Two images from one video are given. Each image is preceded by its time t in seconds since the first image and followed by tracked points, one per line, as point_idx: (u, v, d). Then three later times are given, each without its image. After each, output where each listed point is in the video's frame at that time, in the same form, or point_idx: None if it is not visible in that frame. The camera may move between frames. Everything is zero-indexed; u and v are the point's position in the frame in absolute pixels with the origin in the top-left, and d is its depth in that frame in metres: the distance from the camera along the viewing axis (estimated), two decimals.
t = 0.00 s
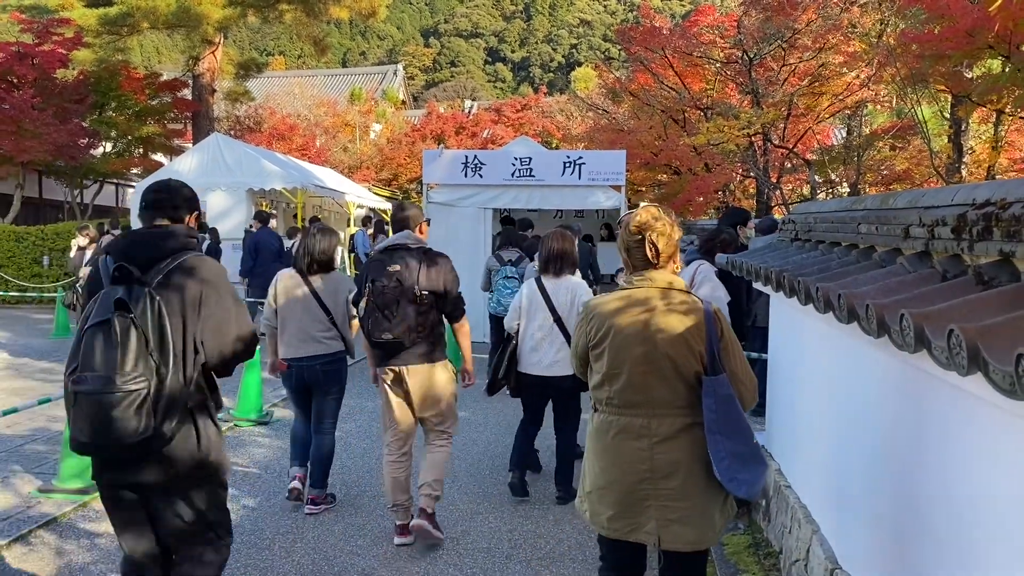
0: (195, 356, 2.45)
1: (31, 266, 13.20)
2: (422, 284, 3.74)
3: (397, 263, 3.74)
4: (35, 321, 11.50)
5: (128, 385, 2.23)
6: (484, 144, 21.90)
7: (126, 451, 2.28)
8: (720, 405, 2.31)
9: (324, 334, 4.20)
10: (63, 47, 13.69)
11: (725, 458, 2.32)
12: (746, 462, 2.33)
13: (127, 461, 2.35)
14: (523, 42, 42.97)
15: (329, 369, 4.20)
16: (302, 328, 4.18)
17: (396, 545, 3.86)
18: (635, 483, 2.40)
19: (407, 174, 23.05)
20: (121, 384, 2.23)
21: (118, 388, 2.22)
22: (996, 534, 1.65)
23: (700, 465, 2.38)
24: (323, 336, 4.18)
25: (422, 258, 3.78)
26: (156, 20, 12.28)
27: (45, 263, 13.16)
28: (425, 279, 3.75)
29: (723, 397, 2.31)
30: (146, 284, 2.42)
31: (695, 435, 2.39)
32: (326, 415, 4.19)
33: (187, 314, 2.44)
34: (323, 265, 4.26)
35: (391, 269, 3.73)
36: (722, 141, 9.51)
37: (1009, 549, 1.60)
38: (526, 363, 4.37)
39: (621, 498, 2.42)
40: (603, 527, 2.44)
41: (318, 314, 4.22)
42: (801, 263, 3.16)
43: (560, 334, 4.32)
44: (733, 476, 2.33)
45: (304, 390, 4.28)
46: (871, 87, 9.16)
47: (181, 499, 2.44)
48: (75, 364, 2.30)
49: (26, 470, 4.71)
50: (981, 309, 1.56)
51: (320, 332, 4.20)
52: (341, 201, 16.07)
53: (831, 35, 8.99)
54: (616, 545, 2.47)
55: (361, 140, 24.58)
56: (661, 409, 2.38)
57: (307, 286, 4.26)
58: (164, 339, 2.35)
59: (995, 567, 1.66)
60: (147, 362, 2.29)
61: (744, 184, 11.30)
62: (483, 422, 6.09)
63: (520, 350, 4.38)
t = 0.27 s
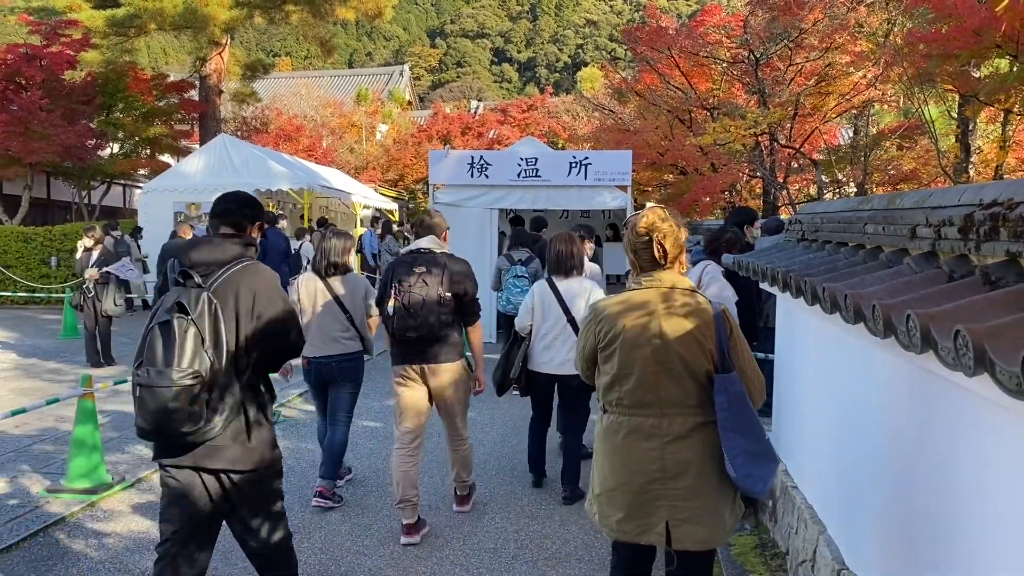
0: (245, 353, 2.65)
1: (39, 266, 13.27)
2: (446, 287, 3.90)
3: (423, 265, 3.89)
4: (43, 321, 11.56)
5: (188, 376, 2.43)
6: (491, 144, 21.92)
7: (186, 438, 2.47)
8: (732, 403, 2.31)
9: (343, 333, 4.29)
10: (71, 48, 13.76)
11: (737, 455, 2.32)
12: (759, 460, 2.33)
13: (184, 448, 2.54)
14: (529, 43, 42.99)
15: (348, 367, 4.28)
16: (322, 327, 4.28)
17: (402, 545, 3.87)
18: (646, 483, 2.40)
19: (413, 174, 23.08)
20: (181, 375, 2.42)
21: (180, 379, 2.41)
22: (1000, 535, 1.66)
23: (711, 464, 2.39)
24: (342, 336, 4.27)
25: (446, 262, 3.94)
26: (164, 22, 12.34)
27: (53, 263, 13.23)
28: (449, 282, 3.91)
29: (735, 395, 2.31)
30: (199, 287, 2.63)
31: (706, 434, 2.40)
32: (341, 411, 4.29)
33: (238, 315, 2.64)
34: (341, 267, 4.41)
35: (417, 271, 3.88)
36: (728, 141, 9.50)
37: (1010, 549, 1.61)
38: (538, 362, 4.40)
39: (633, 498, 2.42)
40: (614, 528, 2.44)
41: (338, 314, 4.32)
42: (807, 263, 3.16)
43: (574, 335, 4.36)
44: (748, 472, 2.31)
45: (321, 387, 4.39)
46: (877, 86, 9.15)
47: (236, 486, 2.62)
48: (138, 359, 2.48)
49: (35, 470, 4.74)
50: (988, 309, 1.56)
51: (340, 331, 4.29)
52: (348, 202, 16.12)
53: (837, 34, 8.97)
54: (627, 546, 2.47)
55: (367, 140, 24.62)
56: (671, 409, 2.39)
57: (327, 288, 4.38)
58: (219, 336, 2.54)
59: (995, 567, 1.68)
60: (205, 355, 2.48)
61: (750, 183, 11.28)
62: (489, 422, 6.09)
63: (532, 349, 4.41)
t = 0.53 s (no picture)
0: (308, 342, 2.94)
1: (50, 267, 13.37)
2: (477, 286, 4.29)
3: (459, 265, 4.26)
4: (54, 322, 11.64)
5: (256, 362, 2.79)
6: (499, 145, 21.95)
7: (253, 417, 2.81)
8: (731, 402, 2.32)
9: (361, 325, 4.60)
10: (82, 50, 13.86)
11: (737, 454, 2.33)
12: (758, 458, 2.35)
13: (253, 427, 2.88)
14: (538, 42, 42.97)
15: (364, 359, 4.63)
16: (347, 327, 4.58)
17: (411, 546, 3.88)
18: (650, 483, 2.40)
19: (422, 174, 23.12)
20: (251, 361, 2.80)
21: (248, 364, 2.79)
22: (1008, 536, 1.65)
23: (712, 463, 2.39)
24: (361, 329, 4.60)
25: (479, 262, 4.33)
26: (173, 23, 12.40)
27: (64, 264, 13.32)
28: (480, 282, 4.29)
29: (734, 394, 2.32)
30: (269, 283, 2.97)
31: (708, 433, 2.40)
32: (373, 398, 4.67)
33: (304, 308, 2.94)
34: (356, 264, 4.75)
35: (452, 269, 4.25)
36: (737, 140, 9.47)
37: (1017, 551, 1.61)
38: (541, 362, 4.42)
39: (637, 499, 2.41)
40: (620, 529, 2.43)
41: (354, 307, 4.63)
42: (816, 263, 3.16)
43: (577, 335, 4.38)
44: (746, 471, 2.33)
45: (346, 376, 4.72)
46: (887, 85, 9.11)
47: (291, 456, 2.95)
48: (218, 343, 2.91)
49: (46, 469, 4.78)
50: (996, 310, 1.55)
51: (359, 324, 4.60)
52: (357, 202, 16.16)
53: (847, 33, 8.94)
54: (633, 547, 2.47)
55: (376, 141, 24.68)
56: (672, 409, 2.39)
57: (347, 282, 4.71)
58: (285, 327, 2.87)
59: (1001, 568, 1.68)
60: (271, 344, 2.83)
61: (760, 183, 11.24)
62: (497, 423, 6.09)
63: (535, 349, 4.42)
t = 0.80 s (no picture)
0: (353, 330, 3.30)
1: (64, 267, 13.47)
2: (497, 280, 4.41)
3: (480, 260, 4.37)
4: (67, 321, 11.73)
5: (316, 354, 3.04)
6: (509, 144, 21.95)
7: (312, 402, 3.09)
8: (726, 394, 2.34)
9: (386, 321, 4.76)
10: (95, 51, 13.96)
11: (734, 445, 2.34)
12: (755, 447, 2.37)
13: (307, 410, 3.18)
14: (548, 42, 42.92)
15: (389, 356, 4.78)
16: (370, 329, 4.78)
17: (421, 545, 3.89)
18: (650, 477, 2.41)
19: (432, 174, 23.15)
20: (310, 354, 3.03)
21: (309, 356, 3.02)
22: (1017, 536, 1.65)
23: (712, 455, 2.41)
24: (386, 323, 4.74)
25: (498, 257, 4.44)
26: (185, 23, 12.48)
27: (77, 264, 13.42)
28: (500, 276, 4.42)
29: (730, 385, 2.34)
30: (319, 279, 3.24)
31: (708, 427, 2.42)
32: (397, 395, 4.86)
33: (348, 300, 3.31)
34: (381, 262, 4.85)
35: (473, 264, 4.37)
36: (748, 139, 9.44)
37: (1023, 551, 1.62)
38: (547, 357, 4.46)
39: (639, 493, 2.43)
40: (623, 523, 2.45)
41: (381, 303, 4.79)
42: (827, 262, 3.15)
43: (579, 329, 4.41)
44: (743, 460, 2.35)
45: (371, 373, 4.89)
46: (900, 83, 9.06)
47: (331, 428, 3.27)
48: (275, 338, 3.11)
49: (59, 468, 4.81)
50: (1007, 309, 1.55)
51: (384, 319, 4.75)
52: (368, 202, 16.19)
53: (859, 31, 8.88)
54: (635, 541, 2.49)
55: (387, 141, 24.72)
56: (671, 403, 2.41)
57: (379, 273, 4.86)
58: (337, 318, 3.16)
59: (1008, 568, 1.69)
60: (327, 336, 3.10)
61: (771, 182, 11.19)
62: (507, 422, 6.09)
63: (541, 346, 4.46)
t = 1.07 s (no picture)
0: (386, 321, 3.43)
1: (78, 266, 13.58)
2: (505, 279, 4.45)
3: (486, 261, 4.41)
4: (82, 320, 11.83)
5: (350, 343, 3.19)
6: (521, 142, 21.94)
7: (352, 390, 3.20)
8: (720, 386, 2.39)
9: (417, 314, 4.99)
10: (109, 51, 14.06)
11: (727, 436, 2.39)
12: (750, 438, 2.39)
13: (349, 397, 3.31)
14: (560, 40, 42.84)
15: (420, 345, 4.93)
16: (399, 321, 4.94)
17: (432, 543, 3.90)
18: (643, 469, 2.47)
19: (444, 173, 23.18)
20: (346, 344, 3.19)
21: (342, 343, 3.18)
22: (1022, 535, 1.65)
23: (705, 447, 2.45)
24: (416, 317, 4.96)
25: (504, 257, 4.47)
26: (198, 23, 12.56)
27: (92, 263, 13.53)
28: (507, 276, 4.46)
29: (723, 377, 2.39)
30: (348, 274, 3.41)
31: (701, 420, 2.46)
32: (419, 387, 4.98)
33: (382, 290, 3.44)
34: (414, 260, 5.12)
35: (481, 265, 4.39)
36: (761, 136, 9.39)
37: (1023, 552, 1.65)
38: (565, 355, 4.46)
39: (633, 484, 2.48)
40: (618, 513, 2.51)
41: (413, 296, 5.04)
42: (838, 259, 3.13)
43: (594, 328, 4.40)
44: (736, 449, 2.39)
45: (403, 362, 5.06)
46: (914, 80, 9.00)
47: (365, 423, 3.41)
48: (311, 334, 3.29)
49: (73, 465, 4.86)
50: (1017, 306, 1.54)
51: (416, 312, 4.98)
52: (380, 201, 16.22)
53: (873, 27, 8.82)
54: (631, 532, 2.53)
55: (399, 140, 24.77)
56: (666, 396, 2.46)
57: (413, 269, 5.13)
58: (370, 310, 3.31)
59: (1007, 567, 1.72)
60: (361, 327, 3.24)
61: (784, 180, 11.13)
62: (519, 420, 6.10)
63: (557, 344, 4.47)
